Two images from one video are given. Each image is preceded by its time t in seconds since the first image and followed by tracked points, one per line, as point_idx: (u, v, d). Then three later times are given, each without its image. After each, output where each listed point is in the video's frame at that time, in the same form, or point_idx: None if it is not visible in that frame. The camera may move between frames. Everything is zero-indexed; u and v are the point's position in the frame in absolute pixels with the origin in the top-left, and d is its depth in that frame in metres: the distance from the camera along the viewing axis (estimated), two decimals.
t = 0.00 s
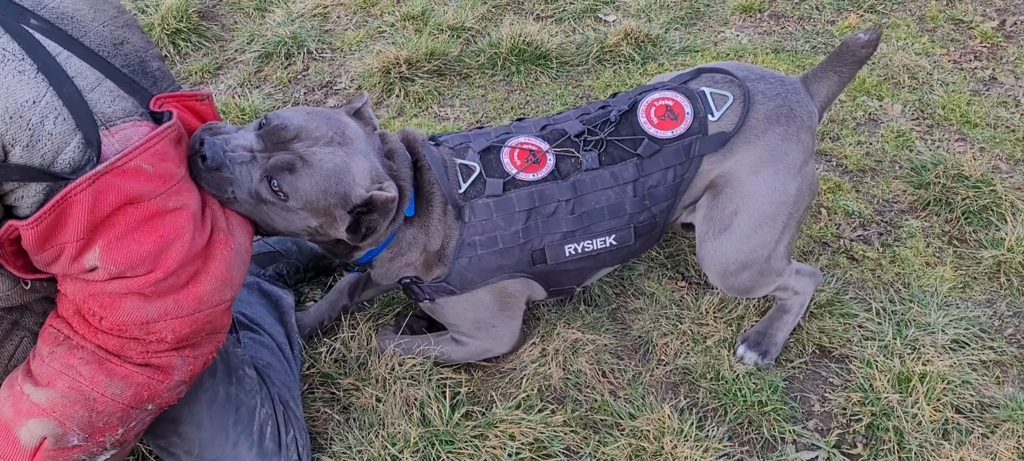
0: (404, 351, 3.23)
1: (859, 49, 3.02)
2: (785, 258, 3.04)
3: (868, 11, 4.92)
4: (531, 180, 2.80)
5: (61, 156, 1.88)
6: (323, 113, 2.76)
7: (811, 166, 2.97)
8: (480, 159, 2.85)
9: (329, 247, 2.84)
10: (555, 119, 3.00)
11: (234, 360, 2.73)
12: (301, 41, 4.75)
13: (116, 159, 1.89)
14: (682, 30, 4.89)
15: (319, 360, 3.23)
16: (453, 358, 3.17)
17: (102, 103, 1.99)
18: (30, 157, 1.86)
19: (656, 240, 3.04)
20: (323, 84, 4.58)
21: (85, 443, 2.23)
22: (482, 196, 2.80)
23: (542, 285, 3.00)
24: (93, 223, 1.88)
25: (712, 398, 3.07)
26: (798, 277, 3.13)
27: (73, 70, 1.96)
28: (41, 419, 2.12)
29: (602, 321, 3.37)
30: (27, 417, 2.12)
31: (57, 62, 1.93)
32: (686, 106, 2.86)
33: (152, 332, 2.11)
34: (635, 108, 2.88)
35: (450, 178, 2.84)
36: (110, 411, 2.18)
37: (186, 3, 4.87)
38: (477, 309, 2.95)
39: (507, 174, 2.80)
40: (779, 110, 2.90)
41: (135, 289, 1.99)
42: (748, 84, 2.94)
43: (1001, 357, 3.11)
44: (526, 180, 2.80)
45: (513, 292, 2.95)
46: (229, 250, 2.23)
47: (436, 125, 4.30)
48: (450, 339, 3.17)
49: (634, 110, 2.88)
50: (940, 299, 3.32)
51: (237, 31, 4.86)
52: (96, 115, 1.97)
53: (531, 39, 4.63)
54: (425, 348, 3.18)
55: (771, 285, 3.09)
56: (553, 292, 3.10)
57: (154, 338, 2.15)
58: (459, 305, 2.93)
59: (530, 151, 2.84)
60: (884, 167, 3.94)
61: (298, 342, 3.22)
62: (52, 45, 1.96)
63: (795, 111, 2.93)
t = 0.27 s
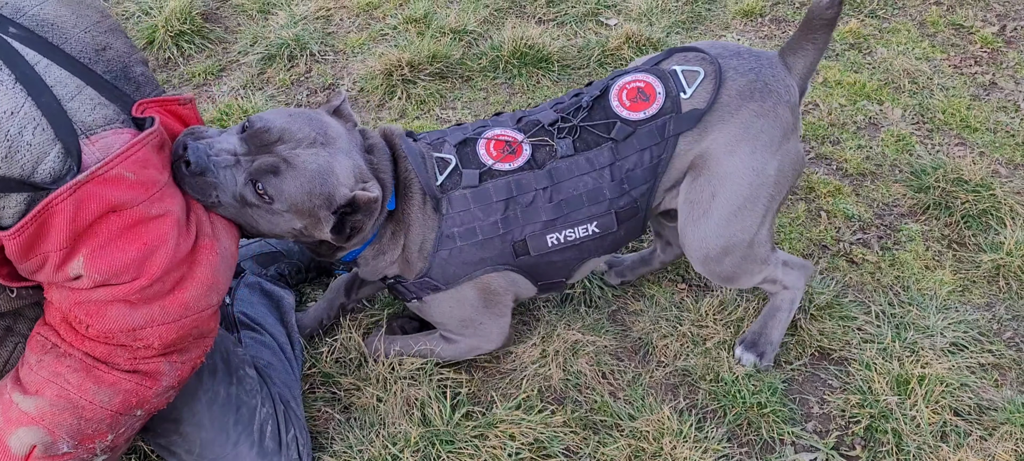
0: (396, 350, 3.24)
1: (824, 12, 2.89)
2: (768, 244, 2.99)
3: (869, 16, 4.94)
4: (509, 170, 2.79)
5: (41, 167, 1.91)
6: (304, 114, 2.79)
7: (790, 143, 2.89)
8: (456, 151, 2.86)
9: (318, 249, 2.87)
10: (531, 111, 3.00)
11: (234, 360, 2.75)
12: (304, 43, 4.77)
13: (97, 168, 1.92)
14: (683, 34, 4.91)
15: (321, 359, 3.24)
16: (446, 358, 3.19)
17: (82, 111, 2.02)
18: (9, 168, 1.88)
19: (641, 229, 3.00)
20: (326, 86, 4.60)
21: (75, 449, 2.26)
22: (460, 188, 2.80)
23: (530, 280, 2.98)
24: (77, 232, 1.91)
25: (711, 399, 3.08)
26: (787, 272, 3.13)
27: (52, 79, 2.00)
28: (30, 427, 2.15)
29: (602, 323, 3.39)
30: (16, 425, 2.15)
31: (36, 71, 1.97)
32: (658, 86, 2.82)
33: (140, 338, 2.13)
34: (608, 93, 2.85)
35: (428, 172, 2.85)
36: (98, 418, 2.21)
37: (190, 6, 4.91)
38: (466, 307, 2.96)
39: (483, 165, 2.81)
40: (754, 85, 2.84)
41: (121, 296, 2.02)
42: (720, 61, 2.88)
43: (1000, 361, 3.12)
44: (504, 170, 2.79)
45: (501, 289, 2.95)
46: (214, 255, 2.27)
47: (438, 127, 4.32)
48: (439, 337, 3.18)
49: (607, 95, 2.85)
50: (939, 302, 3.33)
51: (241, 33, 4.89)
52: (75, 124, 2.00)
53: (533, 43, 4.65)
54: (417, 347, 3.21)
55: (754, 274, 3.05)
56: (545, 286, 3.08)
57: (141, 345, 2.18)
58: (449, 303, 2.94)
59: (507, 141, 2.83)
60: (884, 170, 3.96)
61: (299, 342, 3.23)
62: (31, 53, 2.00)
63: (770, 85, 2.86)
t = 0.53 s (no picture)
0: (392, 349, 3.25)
1: (802, 15, 2.84)
2: (747, 235, 2.97)
3: (872, 22, 4.96)
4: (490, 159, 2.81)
5: (31, 174, 1.93)
6: (292, 118, 2.81)
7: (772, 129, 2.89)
8: (439, 144, 2.90)
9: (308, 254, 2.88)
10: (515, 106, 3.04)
11: (235, 359, 2.77)
12: (309, 46, 4.81)
13: (88, 176, 1.94)
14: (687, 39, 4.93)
15: (324, 359, 3.26)
16: (446, 357, 3.22)
17: (73, 119, 2.05)
18: None
19: (627, 219, 2.99)
20: (331, 89, 4.63)
21: (66, 454, 2.27)
22: (442, 180, 2.82)
23: (520, 273, 2.97)
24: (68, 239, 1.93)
25: (712, 402, 3.09)
26: (770, 264, 3.11)
27: (43, 86, 2.02)
28: (21, 432, 2.18)
29: (604, 325, 3.40)
30: (8, 430, 2.17)
31: (28, 79, 2.00)
32: (637, 70, 2.85)
33: (130, 345, 2.15)
34: (587, 81, 2.89)
35: (411, 164, 2.88)
36: (89, 423, 2.23)
37: (197, 9, 4.94)
38: (455, 304, 2.98)
39: (465, 156, 2.83)
40: (732, 70, 2.86)
41: (111, 303, 2.04)
42: (699, 49, 2.92)
43: (1001, 365, 3.13)
44: (485, 159, 2.81)
45: (490, 286, 2.97)
46: (205, 262, 2.29)
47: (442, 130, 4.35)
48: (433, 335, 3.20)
49: (586, 83, 2.88)
50: (940, 307, 3.34)
51: (247, 36, 4.92)
52: (66, 131, 2.03)
53: (537, 46, 4.68)
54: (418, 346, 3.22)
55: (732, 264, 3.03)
56: (537, 280, 3.06)
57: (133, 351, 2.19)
58: (438, 299, 2.95)
59: (487, 132, 2.86)
60: (886, 175, 3.97)
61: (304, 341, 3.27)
62: (23, 59, 2.03)
63: (747, 71, 2.88)
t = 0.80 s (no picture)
0: (392, 348, 3.27)
1: (829, 30, 2.93)
2: (737, 234, 2.96)
3: (875, 25, 4.97)
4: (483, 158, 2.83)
5: (34, 177, 1.94)
6: (291, 122, 2.83)
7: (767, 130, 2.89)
8: (432, 145, 2.93)
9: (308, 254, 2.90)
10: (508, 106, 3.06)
11: (235, 358, 2.79)
12: (313, 47, 4.82)
13: (91, 179, 1.96)
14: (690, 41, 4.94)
15: (326, 360, 3.27)
16: (448, 357, 3.24)
17: (77, 122, 2.06)
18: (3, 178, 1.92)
19: (620, 220, 3.00)
20: (334, 90, 4.64)
21: (63, 455, 2.28)
22: (435, 180, 2.84)
23: (515, 270, 2.98)
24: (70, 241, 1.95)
25: (714, 403, 3.10)
26: (759, 262, 3.10)
27: (48, 89, 2.04)
28: (19, 432, 2.19)
29: (606, 327, 3.41)
30: (6, 430, 2.18)
31: (32, 81, 2.01)
32: (630, 69, 2.88)
33: (130, 347, 2.17)
34: (580, 81, 2.91)
35: (406, 163, 2.90)
36: (87, 424, 2.24)
37: (201, 10, 4.96)
38: (451, 302, 3.00)
39: (458, 156, 2.86)
40: (728, 70, 2.89)
41: (111, 305, 2.05)
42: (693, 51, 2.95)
43: (1002, 368, 3.13)
44: (478, 158, 2.84)
45: (485, 285, 2.98)
46: (205, 266, 2.31)
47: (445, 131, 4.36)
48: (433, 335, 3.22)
49: (579, 82, 2.90)
50: (942, 310, 3.35)
51: (250, 37, 4.94)
52: (70, 134, 2.04)
53: (540, 49, 4.69)
54: (420, 346, 3.23)
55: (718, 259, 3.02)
56: (533, 278, 3.08)
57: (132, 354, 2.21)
58: (433, 297, 2.97)
59: (479, 131, 2.88)
60: (888, 178, 3.98)
61: (306, 342, 3.27)
62: (28, 61, 2.04)
63: (743, 71, 2.91)
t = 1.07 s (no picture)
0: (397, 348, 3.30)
1: (817, 23, 2.93)
2: (724, 244, 2.99)
3: (881, 33, 4.99)
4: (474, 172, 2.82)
5: (53, 179, 1.96)
6: (297, 134, 2.86)
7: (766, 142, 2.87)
8: (427, 156, 2.92)
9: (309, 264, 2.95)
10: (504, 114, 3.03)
11: (241, 357, 2.81)
12: (321, 51, 4.86)
13: (108, 183, 1.99)
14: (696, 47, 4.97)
15: (333, 360, 3.29)
16: (453, 358, 3.28)
17: (96, 127, 2.08)
18: (21, 180, 1.93)
19: (614, 229, 2.99)
20: (342, 93, 4.68)
21: (65, 457, 2.29)
22: (429, 193, 2.85)
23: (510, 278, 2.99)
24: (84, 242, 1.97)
25: (719, 407, 3.11)
26: (721, 290, 3.18)
27: (70, 93, 2.06)
28: (22, 432, 2.20)
29: (611, 330, 3.43)
30: (10, 430, 2.19)
31: (55, 85, 2.04)
32: (625, 82, 2.83)
33: (136, 350, 2.19)
34: (575, 92, 2.88)
35: (402, 174, 2.91)
36: (91, 426, 2.26)
37: (211, 13, 5.00)
38: (449, 307, 3.03)
39: (451, 169, 2.85)
40: (726, 81, 2.86)
41: (121, 308, 2.08)
42: (690, 61, 2.91)
43: (1007, 374, 3.13)
44: (469, 172, 2.83)
45: (483, 291, 3.00)
46: (213, 274, 2.34)
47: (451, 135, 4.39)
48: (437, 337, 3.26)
49: (574, 94, 2.87)
50: (947, 316, 3.35)
51: (259, 40, 4.99)
52: (90, 138, 2.06)
53: (547, 53, 4.72)
54: (427, 347, 3.27)
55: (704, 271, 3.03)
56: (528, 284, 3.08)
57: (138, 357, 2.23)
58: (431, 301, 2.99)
59: (474, 143, 2.87)
60: (893, 185, 3.99)
61: (311, 344, 3.29)
62: (53, 65, 2.07)
63: (745, 83, 2.88)
